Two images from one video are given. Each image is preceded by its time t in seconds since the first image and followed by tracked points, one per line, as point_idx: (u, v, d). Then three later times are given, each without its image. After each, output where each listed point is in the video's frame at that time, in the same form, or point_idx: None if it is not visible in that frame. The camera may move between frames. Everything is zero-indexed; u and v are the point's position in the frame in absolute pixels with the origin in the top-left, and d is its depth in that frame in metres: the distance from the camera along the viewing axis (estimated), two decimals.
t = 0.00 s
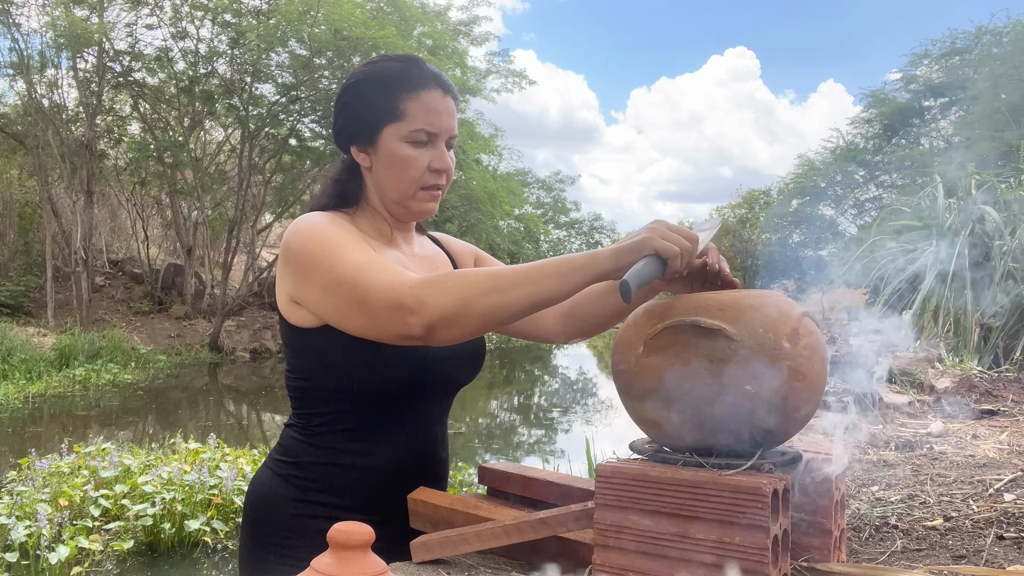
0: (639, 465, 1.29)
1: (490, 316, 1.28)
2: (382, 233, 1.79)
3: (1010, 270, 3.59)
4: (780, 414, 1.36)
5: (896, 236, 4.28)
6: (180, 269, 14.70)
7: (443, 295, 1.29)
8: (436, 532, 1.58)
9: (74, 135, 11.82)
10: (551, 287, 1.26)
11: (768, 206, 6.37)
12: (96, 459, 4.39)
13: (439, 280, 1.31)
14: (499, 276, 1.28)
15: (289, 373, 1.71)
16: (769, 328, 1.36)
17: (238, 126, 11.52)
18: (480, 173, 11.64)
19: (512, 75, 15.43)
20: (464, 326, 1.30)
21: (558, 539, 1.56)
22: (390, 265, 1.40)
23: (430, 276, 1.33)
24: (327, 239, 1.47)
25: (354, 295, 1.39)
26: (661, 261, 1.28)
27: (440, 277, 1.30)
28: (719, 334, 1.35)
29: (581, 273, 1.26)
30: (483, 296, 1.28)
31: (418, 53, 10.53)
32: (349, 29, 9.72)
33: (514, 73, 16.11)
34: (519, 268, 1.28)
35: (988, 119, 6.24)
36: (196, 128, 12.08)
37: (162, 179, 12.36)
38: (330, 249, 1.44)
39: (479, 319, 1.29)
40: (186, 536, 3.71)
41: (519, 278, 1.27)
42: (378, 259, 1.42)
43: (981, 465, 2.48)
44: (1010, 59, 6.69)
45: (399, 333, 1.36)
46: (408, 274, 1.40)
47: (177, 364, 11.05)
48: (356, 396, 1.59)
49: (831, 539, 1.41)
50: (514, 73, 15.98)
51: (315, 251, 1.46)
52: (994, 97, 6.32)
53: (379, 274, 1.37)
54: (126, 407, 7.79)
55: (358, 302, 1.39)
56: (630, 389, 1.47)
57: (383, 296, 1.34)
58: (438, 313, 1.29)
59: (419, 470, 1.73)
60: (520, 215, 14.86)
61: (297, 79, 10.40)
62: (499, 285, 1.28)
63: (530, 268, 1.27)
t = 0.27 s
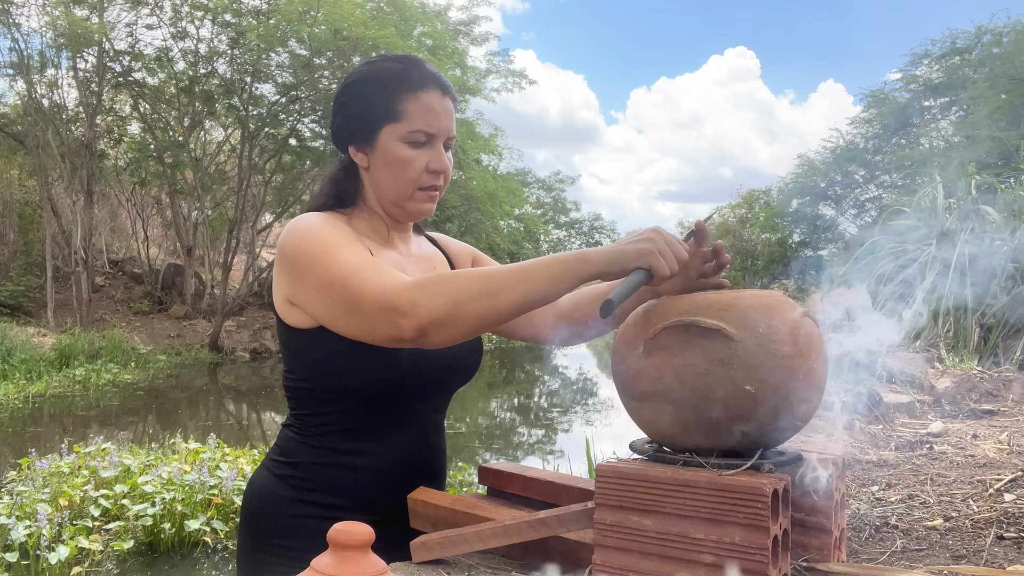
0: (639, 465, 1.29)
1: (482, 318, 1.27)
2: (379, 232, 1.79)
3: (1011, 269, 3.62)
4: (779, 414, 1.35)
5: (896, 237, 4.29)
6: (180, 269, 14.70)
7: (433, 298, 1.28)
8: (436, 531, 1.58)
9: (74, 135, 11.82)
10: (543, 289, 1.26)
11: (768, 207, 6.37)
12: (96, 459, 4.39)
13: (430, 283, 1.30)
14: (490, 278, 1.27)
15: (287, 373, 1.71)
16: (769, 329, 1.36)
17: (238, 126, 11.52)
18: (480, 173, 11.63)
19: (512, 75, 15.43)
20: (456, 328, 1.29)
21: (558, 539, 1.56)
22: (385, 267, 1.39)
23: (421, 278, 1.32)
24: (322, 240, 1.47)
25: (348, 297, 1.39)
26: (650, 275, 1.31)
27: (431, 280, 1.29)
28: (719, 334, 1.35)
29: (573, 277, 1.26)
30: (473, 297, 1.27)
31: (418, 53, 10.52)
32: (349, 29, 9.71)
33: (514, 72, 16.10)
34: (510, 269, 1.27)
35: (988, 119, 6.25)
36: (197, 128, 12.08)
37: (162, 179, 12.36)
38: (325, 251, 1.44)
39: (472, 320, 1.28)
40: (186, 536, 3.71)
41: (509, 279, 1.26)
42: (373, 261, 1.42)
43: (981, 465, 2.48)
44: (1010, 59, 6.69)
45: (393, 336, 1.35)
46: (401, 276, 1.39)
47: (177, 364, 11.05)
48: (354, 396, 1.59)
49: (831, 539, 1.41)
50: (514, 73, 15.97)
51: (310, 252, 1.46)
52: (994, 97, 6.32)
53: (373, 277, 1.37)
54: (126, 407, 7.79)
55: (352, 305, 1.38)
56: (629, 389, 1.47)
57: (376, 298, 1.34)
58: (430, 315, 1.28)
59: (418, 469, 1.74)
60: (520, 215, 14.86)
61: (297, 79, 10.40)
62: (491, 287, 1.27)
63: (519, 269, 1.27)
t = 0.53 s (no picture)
0: (639, 464, 1.29)
1: (479, 313, 1.27)
2: (376, 232, 1.78)
3: (1011, 270, 3.62)
4: (779, 414, 1.35)
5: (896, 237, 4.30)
6: (180, 269, 14.70)
7: (430, 295, 1.28)
8: (436, 531, 1.58)
9: (74, 135, 11.81)
10: (538, 285, 1.26)
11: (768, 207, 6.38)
12: (96, 459, 4.39)
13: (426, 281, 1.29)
14: (485, 274, 1.27)
15: (284, 373, 1.71)
16: (769, 329, 1.36)
17: (238, 126, 11.52)
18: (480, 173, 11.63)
19: (512, 75, 15.43)
20: (454, 325, 1.29)
21: (559, 539, 1.56)
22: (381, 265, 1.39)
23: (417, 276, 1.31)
24: (318, 240, 1.47)
25: (346, 295, 1.38)
26: (645, 265, 1.31)
27: (427, 278, 1.29)
28: (719, 335, 1.35)
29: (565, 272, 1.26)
30: (469, 294, 1.27)
31: (418, 53, 10.52)
32: (349, 29, 9.71)
33: (514, 72, 16.10)
34: (505, 264, 1.27)
35: (988, 119, 6.25)
36: (197, 128, 12.07)
37: (162, 179, 12.35)
38: (322, 250, 1.44)
39: (468, 317, 1.28)
40: (186, 536, 3.71)
41: (505, 275, 1.26)
42: (370, 259, 1.41)
43: (980, 465, 2.48)
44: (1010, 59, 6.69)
45: (391, 334, 1.35)
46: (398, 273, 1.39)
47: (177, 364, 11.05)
48: (352, 395, 1.59)
49: (831, 539, 1.41)
50: (514, 73, 15.97)
51: (306, 252, 1.46)
52: (994, 97, 6.32)
53: (370, 274, 1.36)
54: (126, 407, 7.79)
55: (350, 304, 1.38)
56: (630, 389, 1.47)
57: (373, 297, 1.34)
58: (427, 312, 1.28)
59: (416, 468, 1.74)
60: (520, 215, 14.87)
61: (297, 79, 10.40)
62: (487, 282, 1.26)
63: (513, 264, 1.27)
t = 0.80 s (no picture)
0: (638, 464, 1.29)
1: (458, 327, 1.28)
2: (374, 233, 1.79)
3: (1010, 270, 3.63)
4: (780, 414, 1.35)
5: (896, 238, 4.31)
6: (180, 269, 14.70)
7: (408, 310, 1.28)
8: (436, 531, 1.58)
9: (74, 135, 11.81)
10: (516, 297, 1.27)
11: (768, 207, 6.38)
12: (96, 459, 4.39)
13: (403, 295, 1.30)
14: (464, 287, 1.28)
15: (282, 374, 1.70)
16: (769, 329, 1.36)
17: (238, 126, 11.52)
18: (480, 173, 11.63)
19: (512, 75, 15.43)
20: (432, 340, 1.29)
21: (559, 538, 1.56)
22: (362, 276, 1.39)
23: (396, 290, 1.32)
24: (306, 244, 1.47)
25: (327, 305, 1.39)
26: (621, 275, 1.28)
27: (406, 292, 1.29)
28: (719, 334, 1.36)
29: (543, 280, 1.26)
30: (447, 308, 1.27)
31: (418, 53, 10.53)
32: (349, 29, 9.70)
33: (514, 72, 16.09)
34: (484, 278, 1.28)
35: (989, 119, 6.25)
36: (197, 128, 12.06)
37: (162, 179, 12.35)
38: (306, 258, 1.45)
39: (446, 332, 1.28)
40: (186, 536, 3.71)
41: (484, 288, 1.27)
42: (353, 269, 1.42)
43: (981, 464, 2.48)
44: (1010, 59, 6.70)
45: (369, 348, 1.36)
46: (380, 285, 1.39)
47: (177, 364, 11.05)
48: (352, 396, 1.59)
49: (831, 539, 1.40)
50: (514, 72, 15.97)
51: (295, 256, 1.46)
52: (994, 97, 6.33)
53: (351, 287, 1.37)
54: (126, 407, 7.79)
55: (330, 313, 1.39)
56: (629, 390, 1.47)
57: (354, 309, 1.34)
58: (405, 326, 1.28)
59: (416, 468, 1.74)
60: (521, 215, 14.89)
61: (297, 79, 10.41)
62: (466, 295, 1.27)
63: (491, 278, 1.28)
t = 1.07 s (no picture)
0: (638, 464, 1.29)
1: (403, 340, 1.24)
2: (373, 234, 1.78)
3: (1010, 270, 3.59)
4: (779, 415, 1.36)
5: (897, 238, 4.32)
6: (180, 269, 14.70)
7: (353, 320, 1.25)
8: (436, 532, 1.58)
9: (74, 135, 11.81)
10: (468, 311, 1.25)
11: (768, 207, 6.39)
12: (96, 459, 4.39)
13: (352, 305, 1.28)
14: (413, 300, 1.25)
15: (282, 374, 1.70)
16: (769, 329, 1.36)
17: (238, 126, 11.52)
18: (480, 173, 11.63)
19: (513, 75, 15.43)
20: (375, 353, 1.25)
21: (559, 539, 1.56)
22: (325, 285, 1.38)
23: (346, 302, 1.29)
24: (284, 248, 1.48)
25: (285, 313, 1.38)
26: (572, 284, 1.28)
27: (355, 304, 1.27)
28: (719, 334, 1.36)
29: (497, 292, 1.25)
30: (391, 319, 1.24)
31: (418, 53, 10.53)
32: (349, 29, 9.70)
33: (514, 72, 16.09)
34: (434, 291, 1.26)
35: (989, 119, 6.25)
36: (197, 128, 12.05)
37: (162, 179, 12.35)
38: (276, 265, 1.45)
39: (389, 344, 1.24)
40: (186, 536, 3.71)
41: (435, 301, 1.25)
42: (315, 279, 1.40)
43: (981, 464, 2.48)
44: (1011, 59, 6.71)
45: (313, 360, 1.32)
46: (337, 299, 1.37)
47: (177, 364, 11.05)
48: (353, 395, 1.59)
49: (831, 539, 1.41)
50: (514, 72, 15.97)
51: (274, 260, 1.47)
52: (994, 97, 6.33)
53: (307, 296, 1.35)
54: (126, 407, 7.79)
55: (287, 321, 1.37)
56: (629, 389, 1.47)
57: (303, 316, 1.31)
58: (346, 336, 1.24)
59: (416, 467, 1.74)
60: (521, 215, 14.89)
61: (297, 79, 10.41)
62: (415, 306, 1.25)
63: (445, 292, 1.26)
